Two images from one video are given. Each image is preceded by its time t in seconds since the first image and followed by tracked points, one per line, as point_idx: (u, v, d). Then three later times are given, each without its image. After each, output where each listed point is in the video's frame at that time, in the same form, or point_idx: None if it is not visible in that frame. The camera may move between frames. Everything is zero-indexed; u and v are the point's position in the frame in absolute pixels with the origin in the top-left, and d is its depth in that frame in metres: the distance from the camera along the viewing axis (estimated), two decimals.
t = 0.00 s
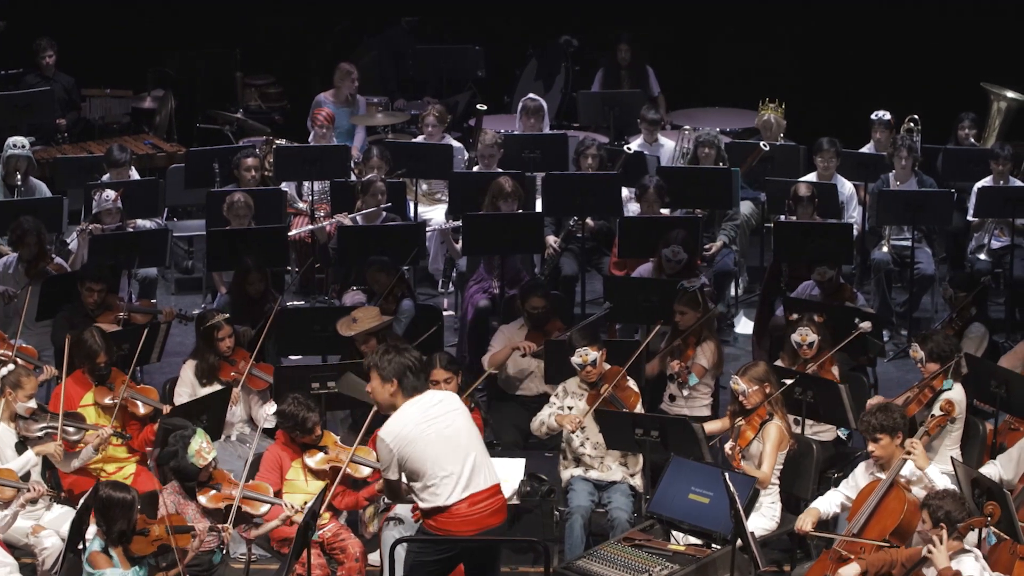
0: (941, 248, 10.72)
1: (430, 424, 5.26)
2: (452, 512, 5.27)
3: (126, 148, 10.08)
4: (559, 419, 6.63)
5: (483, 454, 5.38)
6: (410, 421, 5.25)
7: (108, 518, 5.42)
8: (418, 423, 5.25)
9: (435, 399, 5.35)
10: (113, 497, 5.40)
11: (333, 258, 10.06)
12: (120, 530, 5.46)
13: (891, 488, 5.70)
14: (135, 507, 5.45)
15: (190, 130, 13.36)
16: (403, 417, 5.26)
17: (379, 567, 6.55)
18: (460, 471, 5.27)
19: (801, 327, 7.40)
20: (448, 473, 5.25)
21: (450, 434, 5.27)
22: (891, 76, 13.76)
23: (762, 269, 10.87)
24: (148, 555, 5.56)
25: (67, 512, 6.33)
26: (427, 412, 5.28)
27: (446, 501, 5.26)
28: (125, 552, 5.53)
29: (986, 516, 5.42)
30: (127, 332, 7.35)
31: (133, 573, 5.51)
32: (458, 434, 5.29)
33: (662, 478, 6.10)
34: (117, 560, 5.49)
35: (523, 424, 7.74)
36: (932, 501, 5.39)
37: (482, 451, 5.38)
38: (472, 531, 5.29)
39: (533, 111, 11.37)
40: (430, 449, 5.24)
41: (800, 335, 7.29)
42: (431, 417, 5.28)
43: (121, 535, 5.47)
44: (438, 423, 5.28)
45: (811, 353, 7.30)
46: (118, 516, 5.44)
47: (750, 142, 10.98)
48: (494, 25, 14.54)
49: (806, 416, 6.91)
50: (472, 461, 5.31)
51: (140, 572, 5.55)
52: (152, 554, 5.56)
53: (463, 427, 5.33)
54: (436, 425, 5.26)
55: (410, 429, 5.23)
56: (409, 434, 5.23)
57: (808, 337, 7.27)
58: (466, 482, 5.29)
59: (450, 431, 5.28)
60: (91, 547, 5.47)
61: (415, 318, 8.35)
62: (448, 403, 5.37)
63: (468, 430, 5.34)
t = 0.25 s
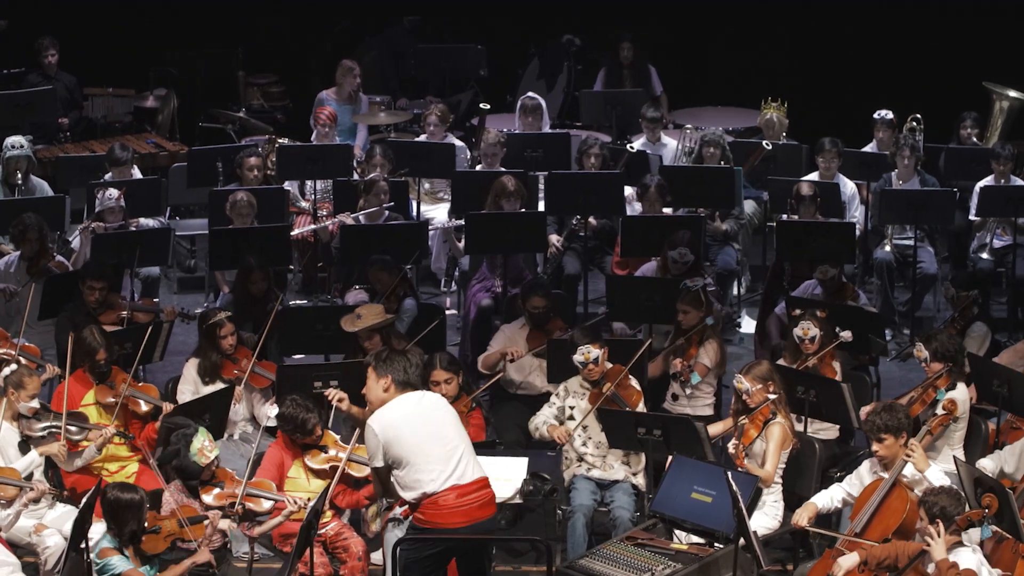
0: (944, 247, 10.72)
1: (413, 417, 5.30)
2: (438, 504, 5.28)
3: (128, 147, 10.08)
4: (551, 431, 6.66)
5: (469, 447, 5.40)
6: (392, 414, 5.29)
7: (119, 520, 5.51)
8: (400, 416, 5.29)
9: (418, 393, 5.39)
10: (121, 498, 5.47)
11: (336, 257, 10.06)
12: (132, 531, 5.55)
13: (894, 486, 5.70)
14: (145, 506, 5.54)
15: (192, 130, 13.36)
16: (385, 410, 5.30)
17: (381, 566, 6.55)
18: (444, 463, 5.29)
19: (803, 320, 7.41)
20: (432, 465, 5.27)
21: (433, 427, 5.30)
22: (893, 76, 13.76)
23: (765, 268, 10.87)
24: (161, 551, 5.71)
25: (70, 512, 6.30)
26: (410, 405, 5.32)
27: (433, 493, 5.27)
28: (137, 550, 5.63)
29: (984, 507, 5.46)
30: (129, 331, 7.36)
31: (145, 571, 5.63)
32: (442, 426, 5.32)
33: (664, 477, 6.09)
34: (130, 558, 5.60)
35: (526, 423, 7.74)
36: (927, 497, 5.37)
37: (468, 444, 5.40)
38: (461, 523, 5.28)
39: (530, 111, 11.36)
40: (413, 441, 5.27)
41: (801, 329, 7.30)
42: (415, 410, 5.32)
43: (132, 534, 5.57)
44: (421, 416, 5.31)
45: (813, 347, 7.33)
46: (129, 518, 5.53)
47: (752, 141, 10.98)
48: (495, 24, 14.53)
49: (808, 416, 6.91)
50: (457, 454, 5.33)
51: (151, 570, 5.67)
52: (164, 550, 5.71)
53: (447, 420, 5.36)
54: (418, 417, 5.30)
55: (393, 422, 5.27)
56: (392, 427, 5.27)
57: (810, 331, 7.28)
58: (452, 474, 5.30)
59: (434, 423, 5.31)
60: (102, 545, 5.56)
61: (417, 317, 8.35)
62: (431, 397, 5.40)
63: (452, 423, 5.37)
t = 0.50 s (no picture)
0: (951, 246, 10.71)
1: (408, 417, 5.30)
2: (432, 504, 5.28)
3: (135, 146, 10.08)
4: (546, 441, 6.65)
5: (465, 447, 5.39)
6: (386, 414, 5.30)
7: (132, 522, 5.50)
8: (393, 416, 5.29)
9: (413, 392, 5.38)
10: (136, 500, 5.48)
11: (343, 257, 10.07)
12: (143, 533, 5.54)
13: (901, 485, 5.71)
14: (158, 509, 5.55)
15: (199, 129, 13.37)
16: (380, 411, 5.31)
17: (388, 565, 6.56)
18: (438, 463, 5.29)
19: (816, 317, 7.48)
20: (426, 465, 5.28)
21: (427, 427, 5.30)
22: (900, 75, 13.74)
23: (772, 267, 10.86)
24: (170, 555, 5.75)
25: (77, 511, 6.31)
26: (405, 406, 5.32)
27: (426, 493, 5.28)
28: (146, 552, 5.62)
29: (990, 507, 5.45)
30: (136, 330, 7.37)
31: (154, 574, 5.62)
32: (436, 426, 5.32)
33: (671, 476, 6.09)
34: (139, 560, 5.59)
35: (533, 421, 7.74)
36: (933, 497, 5.28)
37: (463, 443, 5.39)
38: (455, 523, 5.29)
39: (534, 109, 11.35)
40: (406, 442, 5.27)
41: (813, 325, 7.37)
42: (410, 410, 5.32)
43: (143, 538, 5.56)
44: (416, 416, 5.31)
45: (826, 344, 7.35)
46: (141, 520, 5.53)
47: (758, 140, 10.97)
48: (503, 23, 14.52)
49: (816, 414, 6.90)
50: (451, 454, 5.32)
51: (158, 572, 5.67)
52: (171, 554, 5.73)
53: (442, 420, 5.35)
54: (413, 417, 5.30)
55: (387, 423, 5.28)
56: (386, 428, 5.28)
57: (822, 326, 7.34)
58: (446, 475, 5.30)
59: (428, 424, 5.31)
60: (114, 545, 5.54)
61: (424, 316, 8.36)
62: (427, 395, 5.39)
63: (447, 423, 5.36)
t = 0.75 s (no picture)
0: (958, 247, 10.70)
1: (408, 409, 5.24)
2: (425, 499, 5.23)
3: (142, 146, 10.11)
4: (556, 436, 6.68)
5: (467, 443, 5.29)
6: (388, 404, 5.26)
7: (139, 521, 5.50)
8: (395, 406, 5.25)
9: (421, 383, 5.32)
10: (143, 500, 5.47)
11: (350, 257, 10.08)
12: (150, 533, 5.54)
13: (909, 486, 5.70)
14: (165, 509, 5.54)
15: (206, 129, 13.39)
16: (383, 400, 5.27)
17: (395, 566, 6.57)
18: (434, 459, 5.22)
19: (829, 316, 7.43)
20: (421, 460, 5.21)
21: (426, 421, 5.23)
22: (908, 76, 13.73)
23: (779, 268, 10.86)
24: (176, 556, 5.71)
25: (84, 512, 6.33)
26: (407, 398, 5.26)
27: (420, 487, 5.23)
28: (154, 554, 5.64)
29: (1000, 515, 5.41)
30: (143, 331, 7.38)
31: None
32: (436, 421, 5.24)
33: (679, 476, 6.09)
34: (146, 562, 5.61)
35: (539, 422, 7.74)
36: (941, 503, 5.29)
37: (466, 439, 5.29)
38: (448, 520, 5.22)
39: (542, 111, 11.36)
40: (403, 435, 5.23)
41: (827, 324, 7.33)
42: (412, 403, 5.25)
43: (150, 537, 5.56)
44: (417, 409, 5.24)
45: (837, 344, 7.34)
46: (149, 519, 5.52)
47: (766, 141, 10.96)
48: (510, 23, 14.52)
49: (822, 415, 6.90)
50: (450, 450, 5.24)
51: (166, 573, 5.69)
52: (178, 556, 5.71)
53: (444, 415, 5.26)
54: (413, 411, 5.23)
55: (387, 413, 5.25)
56: (385, 418, 5.24)
57: (835, 327, 7.31)
58: (442, 470, 5.22)
59: (428, 418, 5.23)
60: (121, 547, 5.57)
61: (431, 316, 8.37)
62: (435, 387, 5.31)
63: (450, 418, 5.27)
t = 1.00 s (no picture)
0: (970, 248, 10.67)
1: (437, 397, 5.26)
2: (436, 490, 5.28)
3: (152, 146, 10.13)
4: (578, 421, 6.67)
5: (490, 440, 5.30)
6: (421, 389, 5.29)
7: (149, 519, 5.45)
8: (425, 392, 5.28)
9: (455, 372, 5.32)
10: (154, 499, 5.44)
11: (361, 258, 10.09)
12: (160, 532, 5.49)
13: (920, 489, 5.68)
14: (176, 508, 5.50)
15: (217, 130, 13.42)
16: (417, 383, 5.30)
17: (407, 566, 6.57)
18: (452, 452, 5.25)
19: (842, 319, 7.42)
20: (439, 452, 5.25)
21: (452, 414, 5.25)
22: (919, 77, 13.70)
23: (790, 269, 10.84)
24: (185, 555, 5.59)
25: (94, 512, 6.34)
26: (440, 386, 5.28)
27: (434, 477, 5.27)
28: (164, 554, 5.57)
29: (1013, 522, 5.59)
30: (155, 331, 7.40)
31: None
32: (463, 415, 5.25)
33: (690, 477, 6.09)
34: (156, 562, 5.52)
35: (550, 422, 7.74)
36: (950, 514, 5.23)
37: (490, 436, 5.30)
38: (457, 513, 5.27)
39: (555, 112, 11.36)
40: (428, 422, 5.26)
41: (840, 327, 7.31)
42: (443, 392, 5.27)
43: (161, 536, 5.50)
44: (446, 399, 5.26)
45: (850, 346, 7.32)
46: (160, 517, 5.47)
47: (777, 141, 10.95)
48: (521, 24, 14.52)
49: (833, 416, 6.89)
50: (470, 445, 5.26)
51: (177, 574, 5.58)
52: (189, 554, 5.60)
53: (473, 410, 5.27)
54: (442, 401, 5.25)
55: (417, 397, 5.27)
56: (415, 401, 5.28)
57: (849, 329, 7.29)
58: (459, 464, 5.26)
59: (455, 411, 5.25)
60: (131, 548, 5.50)
61: (443, 317, 8.37)
62: (468, 377, 5.32)
63: (478, 414, 5.27)
